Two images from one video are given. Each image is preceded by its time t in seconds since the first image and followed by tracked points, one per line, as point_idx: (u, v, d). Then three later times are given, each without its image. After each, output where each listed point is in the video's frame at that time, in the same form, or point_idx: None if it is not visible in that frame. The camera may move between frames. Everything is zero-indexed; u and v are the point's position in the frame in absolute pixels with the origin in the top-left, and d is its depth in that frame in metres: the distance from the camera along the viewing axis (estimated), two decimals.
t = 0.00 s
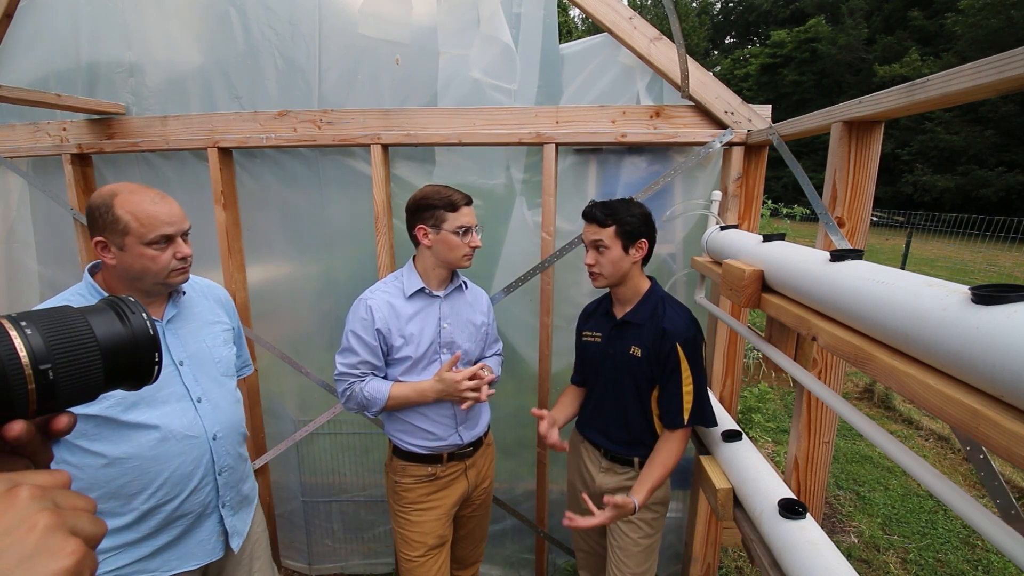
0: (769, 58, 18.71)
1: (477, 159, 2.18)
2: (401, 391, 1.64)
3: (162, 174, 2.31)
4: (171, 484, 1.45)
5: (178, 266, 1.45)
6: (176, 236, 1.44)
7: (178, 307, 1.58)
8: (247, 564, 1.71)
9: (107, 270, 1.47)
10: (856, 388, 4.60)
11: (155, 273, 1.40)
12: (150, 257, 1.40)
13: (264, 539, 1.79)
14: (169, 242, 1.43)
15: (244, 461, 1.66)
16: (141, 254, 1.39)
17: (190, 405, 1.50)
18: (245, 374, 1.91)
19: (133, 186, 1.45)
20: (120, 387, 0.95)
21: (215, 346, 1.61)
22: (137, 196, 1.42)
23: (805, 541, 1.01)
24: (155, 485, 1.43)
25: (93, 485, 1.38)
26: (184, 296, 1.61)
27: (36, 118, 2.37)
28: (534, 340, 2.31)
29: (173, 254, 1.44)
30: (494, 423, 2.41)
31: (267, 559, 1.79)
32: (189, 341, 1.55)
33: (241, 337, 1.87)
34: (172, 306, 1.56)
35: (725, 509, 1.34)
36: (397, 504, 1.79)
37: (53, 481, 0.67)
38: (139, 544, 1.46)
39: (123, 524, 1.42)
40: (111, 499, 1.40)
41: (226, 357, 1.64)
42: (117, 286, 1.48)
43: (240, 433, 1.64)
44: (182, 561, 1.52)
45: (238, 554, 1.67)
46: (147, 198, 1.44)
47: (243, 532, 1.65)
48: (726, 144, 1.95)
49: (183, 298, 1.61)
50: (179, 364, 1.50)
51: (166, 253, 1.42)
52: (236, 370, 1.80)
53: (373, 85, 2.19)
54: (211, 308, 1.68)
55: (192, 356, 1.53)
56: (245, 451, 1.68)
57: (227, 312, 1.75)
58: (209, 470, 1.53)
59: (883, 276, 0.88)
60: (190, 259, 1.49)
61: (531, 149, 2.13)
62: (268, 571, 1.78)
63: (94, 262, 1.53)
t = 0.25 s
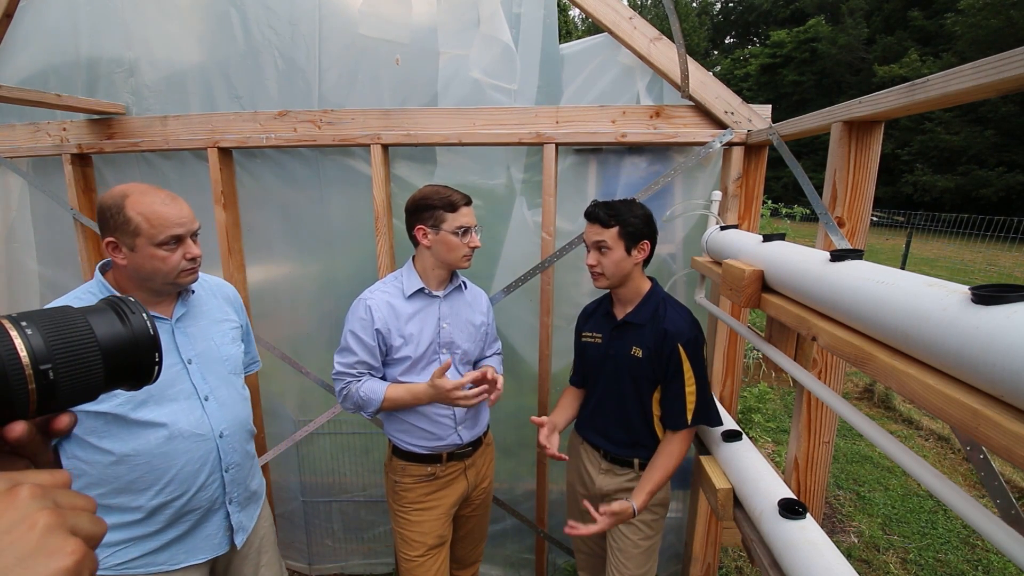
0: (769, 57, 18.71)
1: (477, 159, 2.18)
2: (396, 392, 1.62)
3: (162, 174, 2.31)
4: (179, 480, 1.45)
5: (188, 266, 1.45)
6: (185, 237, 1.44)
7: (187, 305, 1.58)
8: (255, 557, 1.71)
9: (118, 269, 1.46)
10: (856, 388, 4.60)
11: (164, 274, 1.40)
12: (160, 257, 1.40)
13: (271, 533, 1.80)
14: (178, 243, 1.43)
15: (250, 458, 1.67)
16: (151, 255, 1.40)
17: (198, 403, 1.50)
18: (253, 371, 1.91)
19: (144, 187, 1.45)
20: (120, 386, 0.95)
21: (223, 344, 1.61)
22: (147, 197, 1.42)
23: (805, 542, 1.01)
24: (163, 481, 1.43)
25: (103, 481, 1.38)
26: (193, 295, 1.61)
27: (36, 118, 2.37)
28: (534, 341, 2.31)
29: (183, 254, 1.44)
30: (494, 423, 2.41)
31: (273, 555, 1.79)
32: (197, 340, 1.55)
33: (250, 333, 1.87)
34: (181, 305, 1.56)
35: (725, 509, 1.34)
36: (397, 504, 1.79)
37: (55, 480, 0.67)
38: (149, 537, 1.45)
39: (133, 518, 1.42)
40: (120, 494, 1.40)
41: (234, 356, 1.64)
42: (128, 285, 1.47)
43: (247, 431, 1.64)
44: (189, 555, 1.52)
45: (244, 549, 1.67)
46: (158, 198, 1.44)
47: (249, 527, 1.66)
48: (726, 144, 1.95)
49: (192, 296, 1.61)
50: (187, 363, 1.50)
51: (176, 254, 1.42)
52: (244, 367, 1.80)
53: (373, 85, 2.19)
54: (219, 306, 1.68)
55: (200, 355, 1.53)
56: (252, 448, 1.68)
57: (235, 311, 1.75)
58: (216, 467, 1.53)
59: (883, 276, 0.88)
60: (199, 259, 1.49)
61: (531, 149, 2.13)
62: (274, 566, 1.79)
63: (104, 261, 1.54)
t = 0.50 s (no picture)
0: (769, 57, 18.71)
1: (477, 159, 2.18)
2: (397, 394, 1.63)
3: (162, 174, 2.31)
4: (183, 477, 1.45)
5: (192, 264, 1.45)
6: (190, 235, 1.44)
7: (191, 304, 1.57)
8: (256, 555, 1.71)
9: (124, 266, 1.46)
10: (856, 388, 4.60)
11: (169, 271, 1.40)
12: (165, 255, 1.40)
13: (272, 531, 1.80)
14: (183, 240, 1.43)
15: (253, 456, 1.67)
16: (156, 252, 1.39)
17: (202, 400, 1.50)
18: (257, 370, 1.91)
19: (149, 185, 1.45)
20: (120, 386, 0.95)
21: (227, 342, 1.61)
22: (153, 195, 1.43)
23: (806, 541, 1.01)
24: (167, 478, 1.43)
25: (107, 478, 1.38)
26: (198, 294, 1.61)
27: (36, 118, 2.37)
28: (534, 341, 2.31)
29: (187, 253, 1.44)
30: (494, 423, 2.41)
31: (275, 552, 1.79)
32: (202, 338, 1.55)
33: (254, 332, 1.87)
34: (185, 303, 1.55)
35: (725, 509, 1.34)
36: (396, 503, 1.79)
37: (53, 479, 0.67)
38: (153, 534, 1.45)
39: (137, 515, 1.42)
40: (124, 491, 1.40)
41: (238, 354, 1.63)
42: (134, 282, 1.47)
43: (250, 428, 1.64)
44: (193, 552, 1.52)
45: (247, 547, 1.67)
46: (163, 197, 1.43)
47: (252, 524, 1.66)
48: (726, 144, 1.95)
49: (197, 295, 1.61)
50: (192, 360, 1.50)
51: (180, 252, 1.42)
52: (248, 366, 1.80)
53: (373, 85, 2.19)
54: (224, 305, 1.68)
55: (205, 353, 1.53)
56: (255, 446, 1.68)
57: (240, 309, 1.75)
58: (220, 464, 1.53)
59: (884, 275, 0.87)
60: (203, 257, 1.49)
61: (531, 149, 2.13)
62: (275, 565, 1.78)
63: (110, 259, 1.54)
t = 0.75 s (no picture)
0: (769, 58, 18.72)
1: (477, 159, 2.18)
2: (401, 392, 1.64)
3: (162, 174, 2.31)
4: (183, 477, 1.45)
5: (194, 264, 1.45)
6: (191, 236, 1.44)
7: (193, 304, 1.57)
8: (256, 555, 1.71)
9: (125, 266, 1.46)
10: (856, 388, 4.60)
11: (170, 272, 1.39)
12: (166, 256, 1.40)
13: (273, 531, 1.80)
14: (184, 241, 1.43)
15: (254, 456, 1.67)
16: (157, 253, 1.39)
17: (203, 400, 1.50)
18: (257, 370, 1.91)
19: (151, 186, 1.45)
20: (120, 387, 0.96)
21: (228, 342, 1.61)
22: (155, 196, 1.43)
23: (806, 541, 1.01)
24: (168, 478, 1.43)
25: (108, 477, 1.38)
26: (199, 294, 1.61)
27: (36, 118, 2.37)
28: (534, 341, 2.31)
29: (188, 253, 1.43)
30: (494, 423, 2.41)
31: (276, 552, 1.79)
32: (203, 338, 1.55)
33: (256, 333, 1.87)
34: (187, 303, 1.55)
35: (725, 509, 1.34)
36: (395, 503, 1.78)
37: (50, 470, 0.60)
38: (154, 534, 1.45)
39: (138, 515, 1.42)
40: (125, 490, 1.40)
41: (239, 354, 1.64)
42: (134, 283, 1.47)
43: (251, 428, 1.64)
44: (193, 552, 1.52)
45: (247, 547, 1.67)
46: (164, 197, 1.43)
47: (253, 524, 1.66)
48: (726, 144, 1.95)
49: (198, 295, 1.61)
50: (193, 360, 1.50)
51: (181, 252, 1.42)
52: (249, 366, 1.80)
53: (373, 85, 2.19)
54: (225, 305, 1.68)
55: (206, 354, 1.53)
56: (256, 446, 1.68)
57: (241, 310, 1.75)
58: (220, 464, 1.53)
59: (883, 276, 0.88)
60: (204, 257, 1.49)
61: (531, 149, 2.13)
62: (276, 566, 1.78)
63: (112, 260, 1.54)
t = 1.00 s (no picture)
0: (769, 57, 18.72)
1: (477, 159, 2.18)
2: (401, 391, 1.64)
3: (162, 174, 2.31)
4: (183, 477, 1.45)
5: (194, 266, 1.45)
6: (191, 237, 1.44)
7: (192, 304, 1.57)
8: (256, 555, 1.71)
9: (124, 267, 1.46)
10: (856, 388, 4.60)
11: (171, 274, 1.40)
12: (166, 257, 1.40)
13: (273, 531, 1.80)
14: (184, 243, 1.42)
15: (254, 456, 1.67)
16: (156, 254, 1.39)
17: (202, 400, 1.50)
18: (257, 370, 1.91)
19: (151, 188, 1.45)
20: (119, 386, 0.95)
21: (227, 342, 1.61)
22: (156, 197, 1.42)
23: (805, 541, 1.01)
24: (168, 478, 1.43)
25: (108, 478, 1.38)
26: (198, 294, 1.61)
27: (36, 118, 2.37)
28: (534, 340, 2.31)
29: (188, 254, 1.43)
30: (494, 423, 2.41)
31: (276, 552, 1.79)
32: (203, 338, 1.55)
33: (254, 332, 1.87)
34: (186, 303, 1.55)
35: (725, 509, 1.34)
36: (395, 503, 1.78)
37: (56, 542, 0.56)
38: (154, 534, 1.45)
39: (138, 515, 1.42)
40: (125, 491, 1.40)
41: (239, 354, 1.64)
42: (133, 283, 1.47)
43: (251, 428, 1.64)
44: (193, 553, 1.52)
45: (247, 547, 1.67)
46: (164, 198, 1.43)
47: (252, 524, 1.66)
48: (726, 144, 1.95)
49: (197, 295, 1.61)
50: (193, 360, 1.50)
51: (182, 254, 1.42)
52: (248, 366, 1.80)
53: (373, 85, 2.19)
54: (224, 305, 1.68)
55: (206, 354, 1.53)
56: (255, 446, 1.68)
57: (240, 310, 1.76)
58: (220, 464, 1.53)
59: (883, 276, 0.87)
60: (204, 259, 1.49)
61: (531, 149, 2.13)
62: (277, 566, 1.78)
63: (112, 260, 1.54)
